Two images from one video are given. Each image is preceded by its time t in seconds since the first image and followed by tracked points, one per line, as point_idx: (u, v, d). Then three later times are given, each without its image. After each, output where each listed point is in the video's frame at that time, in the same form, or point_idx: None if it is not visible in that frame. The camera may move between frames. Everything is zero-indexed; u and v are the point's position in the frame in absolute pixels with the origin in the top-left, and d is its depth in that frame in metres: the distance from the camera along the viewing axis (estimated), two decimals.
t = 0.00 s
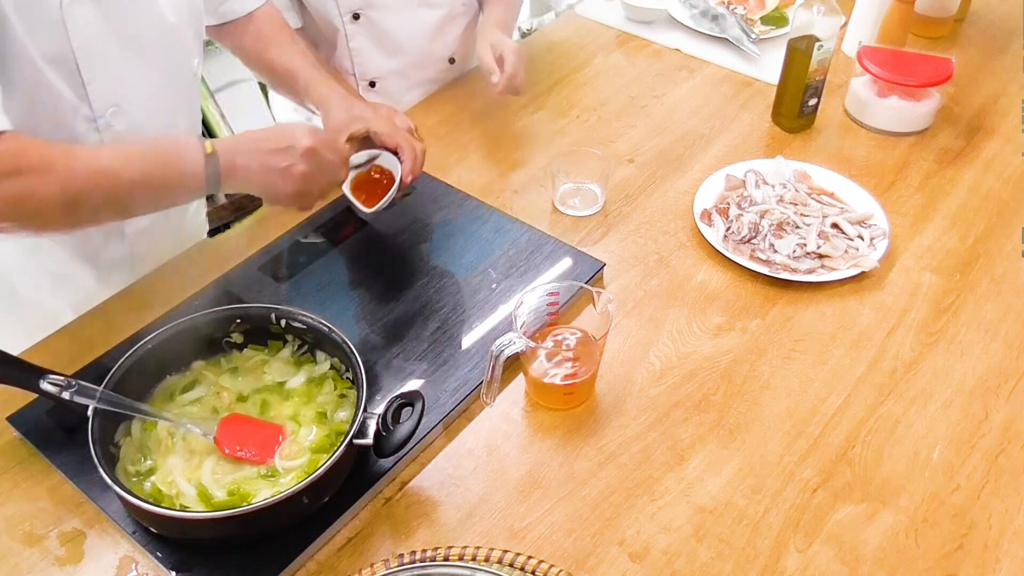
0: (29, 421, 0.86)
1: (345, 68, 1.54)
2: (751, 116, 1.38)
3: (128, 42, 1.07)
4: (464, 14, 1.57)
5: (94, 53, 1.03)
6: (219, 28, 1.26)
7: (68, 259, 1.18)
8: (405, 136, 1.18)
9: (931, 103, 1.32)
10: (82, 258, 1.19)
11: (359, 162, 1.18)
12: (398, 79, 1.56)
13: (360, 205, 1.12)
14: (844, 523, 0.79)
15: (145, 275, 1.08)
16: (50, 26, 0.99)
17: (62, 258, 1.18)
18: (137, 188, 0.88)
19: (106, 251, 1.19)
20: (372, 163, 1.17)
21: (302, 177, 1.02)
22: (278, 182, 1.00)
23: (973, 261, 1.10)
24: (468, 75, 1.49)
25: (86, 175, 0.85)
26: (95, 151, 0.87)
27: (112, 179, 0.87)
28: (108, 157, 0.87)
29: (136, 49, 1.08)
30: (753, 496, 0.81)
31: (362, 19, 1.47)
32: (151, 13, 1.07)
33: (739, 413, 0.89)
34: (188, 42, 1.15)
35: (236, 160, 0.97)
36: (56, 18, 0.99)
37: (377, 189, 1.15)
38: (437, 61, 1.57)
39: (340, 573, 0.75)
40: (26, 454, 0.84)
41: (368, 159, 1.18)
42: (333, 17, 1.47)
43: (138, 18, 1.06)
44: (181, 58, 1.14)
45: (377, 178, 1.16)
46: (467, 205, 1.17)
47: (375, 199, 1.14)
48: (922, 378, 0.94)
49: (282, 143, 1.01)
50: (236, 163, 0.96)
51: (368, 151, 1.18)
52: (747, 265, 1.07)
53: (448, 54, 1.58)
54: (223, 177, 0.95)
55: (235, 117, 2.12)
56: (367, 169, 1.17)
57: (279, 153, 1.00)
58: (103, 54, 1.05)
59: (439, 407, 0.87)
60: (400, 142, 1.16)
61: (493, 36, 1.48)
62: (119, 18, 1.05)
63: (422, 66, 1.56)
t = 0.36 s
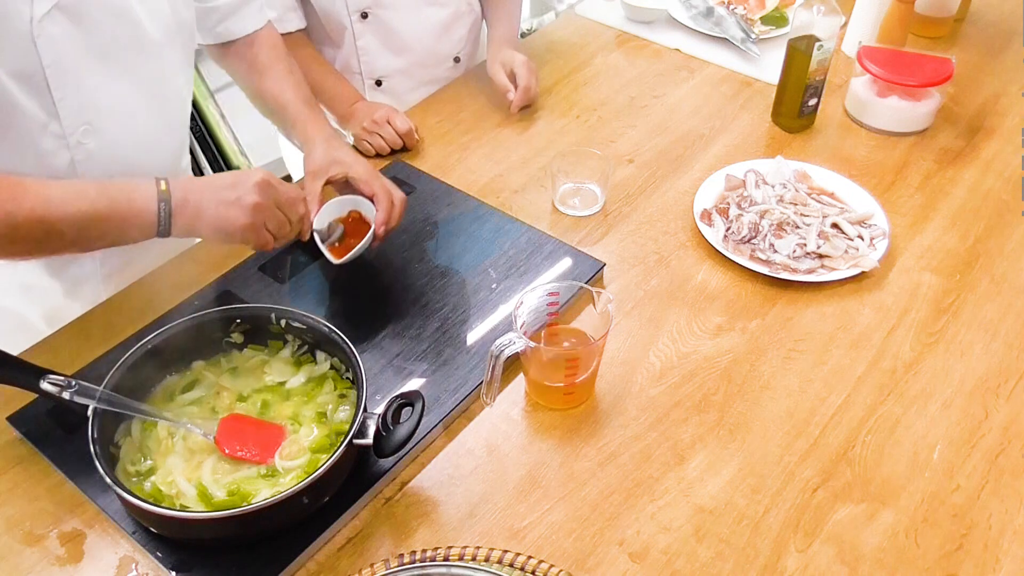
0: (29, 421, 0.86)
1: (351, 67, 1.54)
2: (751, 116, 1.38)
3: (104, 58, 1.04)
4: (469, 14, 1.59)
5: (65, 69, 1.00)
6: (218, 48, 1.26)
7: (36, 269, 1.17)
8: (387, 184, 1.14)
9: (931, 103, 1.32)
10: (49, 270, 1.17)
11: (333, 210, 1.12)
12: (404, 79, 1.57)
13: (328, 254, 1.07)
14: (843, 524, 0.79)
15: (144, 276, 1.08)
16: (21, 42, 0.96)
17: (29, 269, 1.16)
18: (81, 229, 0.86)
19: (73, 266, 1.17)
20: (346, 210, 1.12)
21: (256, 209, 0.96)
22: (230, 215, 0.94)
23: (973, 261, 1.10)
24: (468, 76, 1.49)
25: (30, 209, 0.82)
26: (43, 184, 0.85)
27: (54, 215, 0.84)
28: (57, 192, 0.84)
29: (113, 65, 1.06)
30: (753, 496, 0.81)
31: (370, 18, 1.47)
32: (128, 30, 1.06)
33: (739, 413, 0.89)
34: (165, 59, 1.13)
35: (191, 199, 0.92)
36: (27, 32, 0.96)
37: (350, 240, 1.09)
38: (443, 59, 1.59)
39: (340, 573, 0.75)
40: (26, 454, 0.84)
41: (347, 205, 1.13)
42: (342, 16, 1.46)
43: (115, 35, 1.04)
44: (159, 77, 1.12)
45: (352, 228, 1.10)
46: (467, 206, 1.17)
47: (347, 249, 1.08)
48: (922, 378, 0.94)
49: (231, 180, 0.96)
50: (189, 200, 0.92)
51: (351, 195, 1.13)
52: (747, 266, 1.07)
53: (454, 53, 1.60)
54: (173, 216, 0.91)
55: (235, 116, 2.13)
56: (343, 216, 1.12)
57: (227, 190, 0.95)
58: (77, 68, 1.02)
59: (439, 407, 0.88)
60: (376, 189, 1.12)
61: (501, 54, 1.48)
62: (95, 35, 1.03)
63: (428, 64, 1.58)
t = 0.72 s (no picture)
0: (29, 421, 0.86)
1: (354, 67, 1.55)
2: (751, 116, 1.38)
3: (89, 72, 1.01)
4: (471, 14, 1.60)
5: (48, 82, 0.97)
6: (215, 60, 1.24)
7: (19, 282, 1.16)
8: (381, 212, 1.09)
9: (931, 103, 1.32)
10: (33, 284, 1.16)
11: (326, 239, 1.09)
12: (405, 79, 1.57)
13: (319, 282, 1.03)
14: (843, 523, 0.79)
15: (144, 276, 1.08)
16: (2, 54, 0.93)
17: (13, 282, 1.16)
18: (73, 249, 0.85)
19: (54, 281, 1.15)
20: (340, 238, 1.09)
21: (251, 239, 0.93)
22: (223, 244, 0.91)
23: (973, 260, 1.10)
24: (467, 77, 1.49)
25: (23, 230, 0.82)
26: (39, 203, 0.85)
27: (47, 235, 0.83)
28: (51, 213, 0.84)
29: (99, 79, 1.02)
30: (753, 496, 0.81)
31: (373, 17, 1.48)
32: (115, 43, 1.02)
33: (739, 413, 0.89)
34: (157, 72, 1.09)
35: (187, 223, 0.90)
36: (9, 45, 0.93)
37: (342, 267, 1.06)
38: (444, 60, 1.59)
39: (340, 573, 0.75)
40: (26, 454, 0.85)
41: (340, 233, 1.10)
42: (344, 15, 1.47)
43: (100, 48, 1.01)
44: (149, 90, 1.08)
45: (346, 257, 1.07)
46: (468, 205, 1.17)
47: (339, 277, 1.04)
48: (922, 378, 0.93)
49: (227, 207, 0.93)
50: (184, 225, 0.90)
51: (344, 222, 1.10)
52: (748, 266, 1.07)
53: (456, 53, 1.60)
54: (169, 240, 0.90)
55: (235, 116, 2.13)
56: (336, 245, 1.09)
57: (225, 216, 0.93)
58: (61, 82, 0.98)
59: (439, 406, 0.88)
60: (368, 218, 1.07)
61: (501, 57, 1.47)
62: (79, 47, 0.99)
63: (430, 63, 1.58)
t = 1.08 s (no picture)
0: (29, 421, 0.86)
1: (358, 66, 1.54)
2: (751, 116, 1.38)
3: (81, 79, 1.01)
4: (472, 15, 1.60)
5: (40, 89, 0.97)
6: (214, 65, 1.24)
7: (13, 288, 1.16)
8: (377, 221, 1.08)
9: (931, 103, 1.32)
10: (25, 290, 1.16)
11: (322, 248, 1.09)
12: (406, 79, 1.57)
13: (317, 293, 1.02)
14: (843, 524, 0.79)
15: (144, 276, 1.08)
16: None
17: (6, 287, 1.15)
18: (77, 251, 0.85)
19: (47, 285, 1.15)
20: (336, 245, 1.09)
21: (253, 240, 0.93)
22: (224, 245, 0.92)
23: (973, 260, 1.10)
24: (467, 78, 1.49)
25: (25, 235, 0.82)
26: (40, 208, 0.84)
27: (51, 239, 0.84)
28: (54, 217, 0.84)
29: (91, 85, 1.02)
30: (753, 496, 0.81)
31: (376, 17, 1.47)
32: (107, 49, 1.01)
33: (739, 413, 0.89)
34: (150, 77, 1.09)
35: (189, 224, 0.91)
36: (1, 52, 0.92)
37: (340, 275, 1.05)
38: (445, 60, 1.59)
39: (340, 573, 0.75)
40: (26, 454, 0.85)
41: (336, 242, 1.09)
42: (348, 15, 1.46)
43: (93, 55, 1.00)
44: (142, 96, 1.08)
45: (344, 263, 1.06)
46: (468, 205, 1.17)
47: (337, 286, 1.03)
48: (922, 378, 0.93)
49: (229, 207, 0.93)
50: (185, 227, 0.90)
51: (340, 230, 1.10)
52: (747, 266, 1.07)
53: (457, 53, 1.60)
54: (172, 242, 0.90)
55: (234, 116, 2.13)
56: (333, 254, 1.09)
57: (226, 217, 0.93)
58: (53, 89, 0.98)
59: (439, 406, 0.88)
60: (365, 228, 1.05)
61: (501, 58, 1.47)
62: (71, 54, 0.98)
63: (431, 64, 1.57)
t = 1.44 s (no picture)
0: (29, 421, 0.86)
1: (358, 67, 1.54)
2: (751, 116, 1.38)
3: (81, 77, 1.00)
4: (473, 15, 1.59)
5: (40, 87, 0.97)
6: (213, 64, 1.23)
7: (12, 287, 1.16)
8: (380, 215, 1.08)
9: (931, 103, 1.32)
10: (25, 290, 1.16)
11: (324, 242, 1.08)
12: (406, 79, 1.57)
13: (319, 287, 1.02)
14: (843, 523, 0.79)
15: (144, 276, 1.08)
16: None
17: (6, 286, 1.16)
18: (80, 250, 0.85)
19: (46, 285, 1.15)
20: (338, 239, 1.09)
21: (256, 238, 0.94)
22: (228, 244, 0.92)
23: (973, 261, 1.10)
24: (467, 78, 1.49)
25: (29, 234, 0.82)
26: (42, 206, 0.84)
27: (54, 237, 0.83)
28: (56, 215, 0.84)
29: (91, 84, 1.02)
30: (753, 496, 0.81)
31: (376, 17, 1.47)
32: (107, 48, 1.01)
33: (739, 413, 0.89)
34: (150, 76, 1.09)
35: (189, 222, 0.91)
36: None
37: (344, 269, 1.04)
38: (445, 61, 1.59)
39: (340, 573, 0.75)
40: (25, 453, 0.84)
41: (338, 236, 1.09)
42: (348, 15, 1.46)
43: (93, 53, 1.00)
44: (142, 95, 1.08)
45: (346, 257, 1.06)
46: (468, 205, 1.17)
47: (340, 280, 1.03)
48: (922, 378, 0.93)
49: (229, 204, 0.94)
50: (186, 224, 0.90)
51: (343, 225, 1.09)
52: (747, 266, 1.07)
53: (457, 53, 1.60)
54: (174, 240, 0.90)
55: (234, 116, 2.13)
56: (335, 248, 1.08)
57: (227, 215, 0.93)
58: (53, 88, 0.98)
59: (439, 407, 0.88)
60: (366, 221, 1.06)
61: (500, 58, 1.47)
62: (71, 52, 0.98)
63: (431, 64, 1.57)
